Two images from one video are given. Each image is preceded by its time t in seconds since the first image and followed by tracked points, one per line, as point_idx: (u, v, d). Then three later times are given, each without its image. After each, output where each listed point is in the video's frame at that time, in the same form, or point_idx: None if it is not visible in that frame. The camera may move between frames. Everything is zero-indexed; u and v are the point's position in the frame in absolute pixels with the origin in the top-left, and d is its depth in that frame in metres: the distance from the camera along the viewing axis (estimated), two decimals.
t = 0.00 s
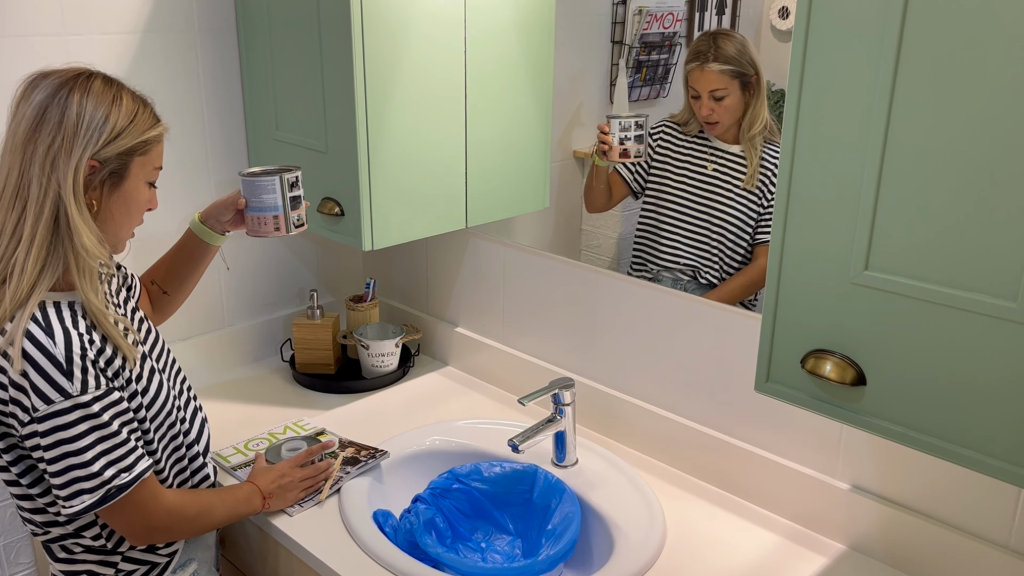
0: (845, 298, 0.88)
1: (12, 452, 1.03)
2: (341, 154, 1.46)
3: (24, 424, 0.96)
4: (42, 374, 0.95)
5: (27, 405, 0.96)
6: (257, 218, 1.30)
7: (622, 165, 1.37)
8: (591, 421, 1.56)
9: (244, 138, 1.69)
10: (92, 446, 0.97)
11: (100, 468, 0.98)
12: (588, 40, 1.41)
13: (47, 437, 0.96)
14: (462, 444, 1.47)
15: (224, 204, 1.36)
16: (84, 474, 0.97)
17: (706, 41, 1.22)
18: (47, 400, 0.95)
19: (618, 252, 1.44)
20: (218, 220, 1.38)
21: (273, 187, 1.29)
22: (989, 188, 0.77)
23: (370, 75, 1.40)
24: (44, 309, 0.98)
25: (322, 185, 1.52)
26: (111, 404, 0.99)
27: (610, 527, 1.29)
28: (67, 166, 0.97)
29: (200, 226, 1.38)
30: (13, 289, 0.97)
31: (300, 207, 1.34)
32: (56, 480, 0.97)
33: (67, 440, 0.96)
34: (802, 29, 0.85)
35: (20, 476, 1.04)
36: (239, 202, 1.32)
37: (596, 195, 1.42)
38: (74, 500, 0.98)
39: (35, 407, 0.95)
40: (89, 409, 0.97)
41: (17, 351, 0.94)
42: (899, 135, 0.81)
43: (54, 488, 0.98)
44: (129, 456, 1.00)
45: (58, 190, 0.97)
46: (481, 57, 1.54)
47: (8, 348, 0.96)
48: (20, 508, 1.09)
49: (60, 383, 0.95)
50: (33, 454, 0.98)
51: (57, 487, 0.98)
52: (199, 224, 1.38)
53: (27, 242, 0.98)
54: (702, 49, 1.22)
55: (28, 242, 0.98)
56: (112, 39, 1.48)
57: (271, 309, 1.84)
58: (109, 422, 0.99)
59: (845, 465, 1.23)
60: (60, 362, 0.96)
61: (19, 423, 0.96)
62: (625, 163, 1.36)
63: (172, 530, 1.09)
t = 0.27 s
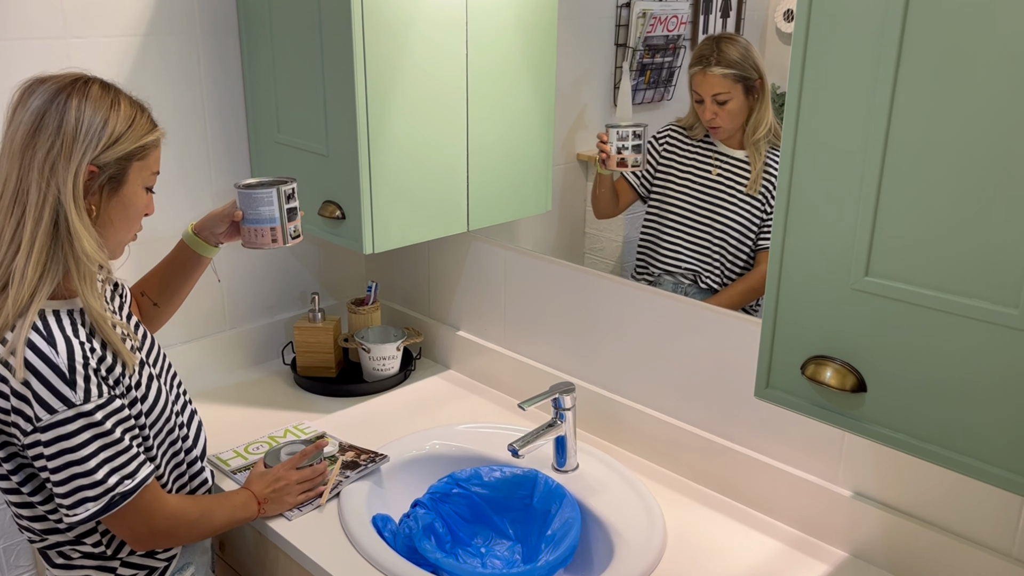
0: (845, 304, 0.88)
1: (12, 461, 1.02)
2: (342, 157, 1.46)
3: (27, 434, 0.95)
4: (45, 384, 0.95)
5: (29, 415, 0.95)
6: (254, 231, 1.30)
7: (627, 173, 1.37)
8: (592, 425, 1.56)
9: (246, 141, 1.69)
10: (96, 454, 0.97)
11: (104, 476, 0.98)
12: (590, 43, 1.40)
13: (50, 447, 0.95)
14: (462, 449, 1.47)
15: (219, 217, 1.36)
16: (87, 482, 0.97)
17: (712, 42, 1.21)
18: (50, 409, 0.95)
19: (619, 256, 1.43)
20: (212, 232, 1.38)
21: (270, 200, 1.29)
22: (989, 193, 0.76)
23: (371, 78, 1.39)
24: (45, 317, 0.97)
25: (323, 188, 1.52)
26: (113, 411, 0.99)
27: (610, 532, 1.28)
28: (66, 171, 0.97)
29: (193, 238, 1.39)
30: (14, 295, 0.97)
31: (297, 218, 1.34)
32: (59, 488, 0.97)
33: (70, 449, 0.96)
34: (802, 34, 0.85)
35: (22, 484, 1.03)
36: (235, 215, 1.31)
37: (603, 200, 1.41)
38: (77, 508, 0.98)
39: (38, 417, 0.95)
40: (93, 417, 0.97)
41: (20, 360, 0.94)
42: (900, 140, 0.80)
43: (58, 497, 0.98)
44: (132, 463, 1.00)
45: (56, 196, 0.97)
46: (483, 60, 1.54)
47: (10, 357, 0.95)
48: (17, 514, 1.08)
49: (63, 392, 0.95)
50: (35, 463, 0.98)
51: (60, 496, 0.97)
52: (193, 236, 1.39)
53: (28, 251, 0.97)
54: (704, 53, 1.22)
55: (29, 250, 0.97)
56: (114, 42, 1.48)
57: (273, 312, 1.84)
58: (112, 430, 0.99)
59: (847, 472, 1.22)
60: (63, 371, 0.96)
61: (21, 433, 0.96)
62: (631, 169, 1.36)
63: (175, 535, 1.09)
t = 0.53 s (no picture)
0: (850, 308, 0.87)
1: (13, 464, 1.02)
2: (347, 160, 1.46)
3: (27, 438, 0.95)
4: (46, 388, 0.95)
5: (30, 418, 0.95)
6: (252, 256, 1.28)
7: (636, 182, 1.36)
8: (597, 428, 1.55)
9: (251, 143, 1.69)
10: (96, 459, 0.97)
11: (104, 481, 0.98)
12: (596, 46, 1.40)
13: (50, 451, 0.95)
14: (465, 451, 1.46)
15: (214, 246, 1.36)
16: (87, 487, 0.97)
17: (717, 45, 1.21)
18: (50, 414, 0.95)
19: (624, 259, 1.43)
20: (206, 261, 1.37)
21: (267, 226, 1.28)
22: (995, 196, 0.75)
23: (375, 81, 1.39)
24: (46, 321, 0.98)
25: (328, 190, 1.52)
26: (113, 415, 0.99)
27: (614, 537, 1.27)
28: (65, 172, 0.97)
29: (187, 267, 1.38)
30: (16, 299, 0.97)
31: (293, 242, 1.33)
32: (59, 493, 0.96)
33: (70, 453, 0.96)
34: (807, 37, 0.84)
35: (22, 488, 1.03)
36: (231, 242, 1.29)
37: (620, 211, 1.39)
38: (76, 513, 0.98)
39: (38, 422, 0.94)
40: (93, 423, 0.97)
41: (22, 364, 0.94)
42: (905, 143, 0.79)
43: (57, 502, 0.97)
44: (132, 469, 1.00)
45: (55, 197, 0.97)
46: (488, 63, 1.53)
47: (10, 360, 0.95)
48: (17, 517, 1.08)
49: (64, 396, 0.95)
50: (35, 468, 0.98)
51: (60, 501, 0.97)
52: (186, 264, 1.38)
53: (28, 254, 0.97)
54: (708, 56, 1.22)
55: (29, 254, 0.97)
56: (120, 44, 1.48)
57: (277, 314, 1.84)
58: (112, 435, 0.98)
59: (852, 477, 1.21)
60: (64, 375, 0.96)
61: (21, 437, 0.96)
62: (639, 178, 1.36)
63: (172, 539, 1.08)
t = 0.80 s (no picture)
0: (856, 312, 0.87)
1: (18, 457, 1.00)
2: (353, 162, 1.46)
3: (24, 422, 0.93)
4: (38, 370, 0.92)
5: (25, 401, 0.93)
6: (254, 301, 1.33)
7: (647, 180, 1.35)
8: (602, 431, 1.55)
9: (257, 146, 1.69)
10: (92, 442, 0.94)
11: (103, 463, 0.94)
12: (601, 48, 1.40)
13: (46, 434, 0.92)
14: (470, 454, 1.46)
15: (213, 290, 1.34)
16: (85, 470, 0.93)
17: (715, 45, 1.22)
18: (43, 395, 0.92)
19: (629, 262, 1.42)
20: (201, 306, 1.35)
21: (270, 271, 1.33)
22: (1002, 200, 0.75)
23: (381, 83, 1.40)
24: (41, 307, 0.95)
25: (333, 193, 1.52)
26: (112, 395, 0.95)
27: (619, 540, 1.27)
28: (45, 164, 0.95)
29: (180, 310, 1.34)
30: (12, 292, 0.95)
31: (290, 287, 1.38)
32: (57, 477, 0.93)
33: (65, 436, 0.92)
34: (813, 40, 0.84)
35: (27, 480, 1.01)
36: (232, 287, 1.32)
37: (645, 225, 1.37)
38: (76, 499, 0.94)
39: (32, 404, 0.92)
40: (88, 404, 0.93)
41: (13, 346, 0.92)
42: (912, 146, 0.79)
43: (57, 488, 0.94)
44: (134, 452, 0.96)
45: (39, 190, 0.95)
46: (494, 66, 1.53)
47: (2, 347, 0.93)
48: (20, 512, 1.06)
49: (55, 377, 0.93)
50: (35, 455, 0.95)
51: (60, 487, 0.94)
52: (178, 308, 1.34)
53: (24, 243, 0.96)
54: (719, 46, 1.22)
55: (25, 243, 0.96)
56: (126, 47, 1.49)
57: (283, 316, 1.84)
58: (110, 418, 0.95)
59: (859, 481, 1.21)
60: (55, 356, 0.93)
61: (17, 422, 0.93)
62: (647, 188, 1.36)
63: (181, 520, 1.01)
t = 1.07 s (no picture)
0: (864, 314, 0.87)
1: (37, 449, 1.01)
2: (360, 164, 1.46)
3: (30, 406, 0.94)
4: (41, 352, 0.93)
5: (31, 384, 0.94)
6: (271, 335, 1.36)
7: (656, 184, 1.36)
8: (610, 434, 1.55)
9: (265, 148, 1.70)
10: (100, 418, 0.94)
11: (115, 439, 0.94)
12: (609, 50, 1.40)
13: (54, 413, 0.93)
14: (477, 456, 1.46)
15: (229, 323, 1.36)
16: (96, 447, 0.94)
17: (722, 47, 1.22)
18: (48, 375, 0.93)
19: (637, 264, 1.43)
20: (215, 338, 1.37)
21: (289, 307, 1.37)
22: (1010, 201, 0.75)
23: (388, 85, 1.40)
24: (44, 295, 0.96)
25: (341, 195, 1.53)
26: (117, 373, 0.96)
27: (626, 542, 1.27)
28: (41, 167, 0.96)
29: (194, 340, 1.35)
30: (15, 285, 0.96)
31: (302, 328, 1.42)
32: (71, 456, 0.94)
33: (72, 415, 0.93)
34: (820, 42, 0.84)
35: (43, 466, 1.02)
36: (250, 321, 1.35)
37: (657, 235, 1.37)
38: (93, 476, 0.94)
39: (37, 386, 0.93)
40: (93, 381, 0.94)
41: (14, 330, 0.93)
42: (920, 147, 0.79)
43: (73, 468, 0.95)
44: (145, 428, 0.96)
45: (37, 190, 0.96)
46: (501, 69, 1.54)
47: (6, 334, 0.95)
48: (35, 505, 1.07)
49: (58, 356, 0.93)
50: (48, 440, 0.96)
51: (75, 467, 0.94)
52: (193, 337, 1.35)
53: (29, 236, 0.97)
54: (733, 44, 1.21)
55: (30, 236, 0.97)
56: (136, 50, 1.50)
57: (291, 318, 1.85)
58: (117, 394, 0.95)
59: (866, 483, 1.21)
60: (56, 337, 0.94)
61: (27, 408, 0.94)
62: (656, 205, 1.36)
63: (204, 485, 1.01)
